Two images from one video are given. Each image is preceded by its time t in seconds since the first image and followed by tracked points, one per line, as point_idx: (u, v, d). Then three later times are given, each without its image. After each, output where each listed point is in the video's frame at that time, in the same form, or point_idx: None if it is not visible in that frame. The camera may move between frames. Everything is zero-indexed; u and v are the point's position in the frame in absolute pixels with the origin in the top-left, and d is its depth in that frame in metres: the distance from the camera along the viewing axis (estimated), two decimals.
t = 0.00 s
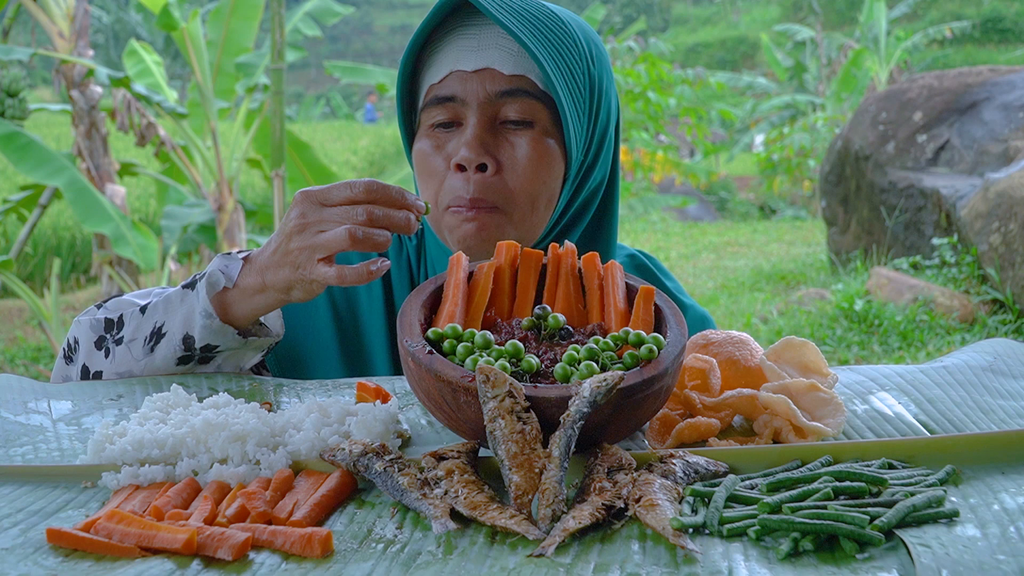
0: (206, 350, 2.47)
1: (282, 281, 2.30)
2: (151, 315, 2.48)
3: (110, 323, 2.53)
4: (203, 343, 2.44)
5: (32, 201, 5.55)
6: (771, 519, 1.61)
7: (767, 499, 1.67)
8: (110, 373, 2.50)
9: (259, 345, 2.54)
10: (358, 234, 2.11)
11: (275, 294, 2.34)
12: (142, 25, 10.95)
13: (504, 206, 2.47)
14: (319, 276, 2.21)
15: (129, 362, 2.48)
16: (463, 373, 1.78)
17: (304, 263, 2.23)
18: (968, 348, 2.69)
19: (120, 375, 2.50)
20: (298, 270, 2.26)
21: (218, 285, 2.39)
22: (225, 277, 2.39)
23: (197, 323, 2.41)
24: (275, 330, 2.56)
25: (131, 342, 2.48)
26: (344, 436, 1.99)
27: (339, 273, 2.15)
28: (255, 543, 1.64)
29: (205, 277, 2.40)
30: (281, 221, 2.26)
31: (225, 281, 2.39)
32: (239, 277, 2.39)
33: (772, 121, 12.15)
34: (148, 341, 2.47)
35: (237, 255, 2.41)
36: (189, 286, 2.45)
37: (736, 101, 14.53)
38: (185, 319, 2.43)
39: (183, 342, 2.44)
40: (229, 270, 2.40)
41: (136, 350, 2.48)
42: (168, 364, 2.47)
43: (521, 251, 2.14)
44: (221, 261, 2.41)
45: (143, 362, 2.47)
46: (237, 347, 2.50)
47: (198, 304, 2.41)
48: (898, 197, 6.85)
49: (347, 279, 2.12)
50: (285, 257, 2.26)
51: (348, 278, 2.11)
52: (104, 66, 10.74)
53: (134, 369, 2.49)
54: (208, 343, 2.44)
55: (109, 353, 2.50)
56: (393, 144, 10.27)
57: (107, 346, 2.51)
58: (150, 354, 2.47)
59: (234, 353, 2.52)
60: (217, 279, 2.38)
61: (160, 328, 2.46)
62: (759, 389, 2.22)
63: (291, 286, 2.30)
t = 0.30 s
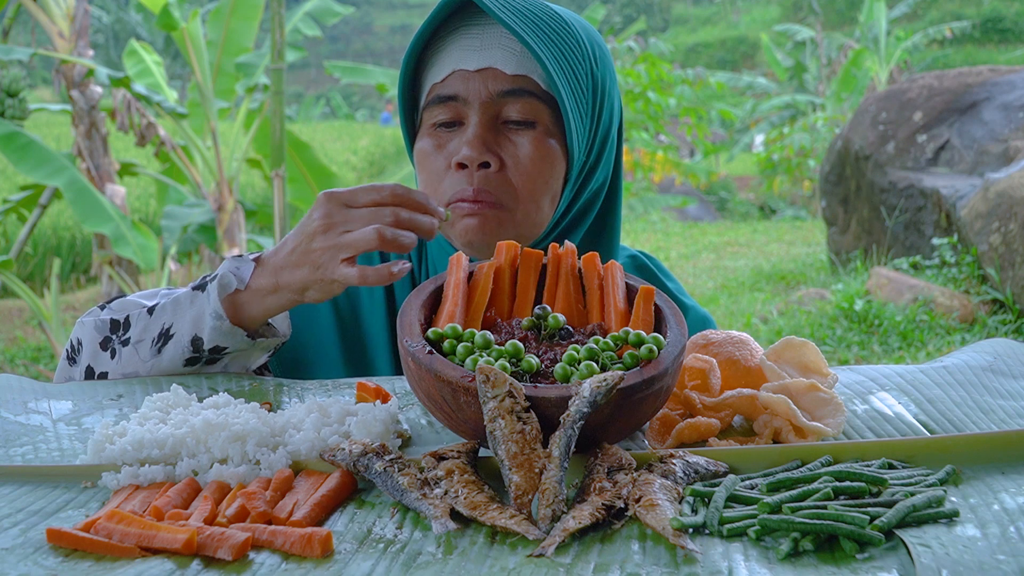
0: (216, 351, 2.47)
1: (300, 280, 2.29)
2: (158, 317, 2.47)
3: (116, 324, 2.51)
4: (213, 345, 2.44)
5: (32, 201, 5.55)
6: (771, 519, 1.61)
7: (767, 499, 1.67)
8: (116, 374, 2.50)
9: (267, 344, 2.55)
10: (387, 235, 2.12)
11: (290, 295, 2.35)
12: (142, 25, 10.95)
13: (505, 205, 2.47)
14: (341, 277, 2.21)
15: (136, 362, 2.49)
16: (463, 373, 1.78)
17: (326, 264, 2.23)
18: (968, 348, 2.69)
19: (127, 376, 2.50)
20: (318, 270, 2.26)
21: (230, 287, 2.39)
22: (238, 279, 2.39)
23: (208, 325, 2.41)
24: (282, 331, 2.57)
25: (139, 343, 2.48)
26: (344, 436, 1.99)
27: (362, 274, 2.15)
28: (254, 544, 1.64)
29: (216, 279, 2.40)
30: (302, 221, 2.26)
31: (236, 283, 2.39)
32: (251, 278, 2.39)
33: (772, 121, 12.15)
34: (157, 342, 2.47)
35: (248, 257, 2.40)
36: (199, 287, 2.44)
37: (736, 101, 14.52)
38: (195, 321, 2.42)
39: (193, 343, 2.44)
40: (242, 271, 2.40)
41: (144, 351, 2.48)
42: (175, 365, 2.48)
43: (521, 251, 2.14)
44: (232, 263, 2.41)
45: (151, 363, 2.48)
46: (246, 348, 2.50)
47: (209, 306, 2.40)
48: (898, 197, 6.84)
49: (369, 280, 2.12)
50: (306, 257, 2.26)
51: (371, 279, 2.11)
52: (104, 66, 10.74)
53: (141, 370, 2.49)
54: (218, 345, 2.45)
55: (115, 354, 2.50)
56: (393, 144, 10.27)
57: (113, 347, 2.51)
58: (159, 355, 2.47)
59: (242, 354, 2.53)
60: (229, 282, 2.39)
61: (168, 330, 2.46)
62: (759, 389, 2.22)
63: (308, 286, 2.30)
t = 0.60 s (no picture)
0: (235, 336, 2.46)
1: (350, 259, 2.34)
2: (178, 303, 2.47)
3: (132, 311, 2.52)
4: (236, 330, 2.43)
5: (32, 201, 5.55)
6: (771, 519, 1.61)
7: (766, 499, 1.67)
8: (130, 361, 2.51)
9: (285, 332, 2.53)
10: (450, 209, 2.21)
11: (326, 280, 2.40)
12: (142, 25, 10.95)
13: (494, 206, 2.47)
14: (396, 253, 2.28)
15: (153, 349, 2.48)
16: (463, 373, 1.78)
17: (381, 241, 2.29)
18: (968, 348, 2.69)
19: (141, 362, 2.50)
20: (369, 249, 2.32)
21: (261, 273, 2.40)
22: (270, 267, 2.41)
23: (235, 309, 2.40)
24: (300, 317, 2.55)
25: (155, 330, 2.48)
26: (344, 436, 1.99)
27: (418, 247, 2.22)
28: (254, 544, 1.64)
29: (244, 265, 2.41)
30: (353, 202, 2.33)
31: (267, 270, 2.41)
32: (281, 265, 2.41)
33: (772, 121, 12.15)
34: (175, 328, 2.47)
35: (276, 244, 2.43)
36: (223, 273, 2.45)
37: (736, 101, 14.52)
38: (218, 306, 2.42)
39: (214, 329, 2.44)
40: (270, 258, 2.41)
41: (161, 338, 2.48)
42: (192, 351, 2.47)
43: (522, 251, 2.14)
44: (259, 250, 2.42)
45: (167, 349, 2.48)
46: (267, 333, 2.50)
47: (236, 291, 2.40)
48: (899, 197, 6.85)
49: (425, 253, 2.19)
50: (358, 236, 2.32)
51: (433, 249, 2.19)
52: (104, 66, 10.75)
53: (157, 356, 2.49)
54: (241, 330, 2.44)
55: (129, 341, 2.50)
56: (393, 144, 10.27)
57: (127, 334, 2.51)
58: (176, 340, 2.47)
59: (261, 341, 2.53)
60: (260, 268, 2.40)
61: (188, 316, 2.46)
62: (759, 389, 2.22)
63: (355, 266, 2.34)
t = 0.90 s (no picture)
0: (229, 337, 2.46)
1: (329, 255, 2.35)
2: (173, 302, 2.48)
3: (129, 309, 2.52)
4: (229, 330, 2.43)
5: (32, 201, 5.55)
6: (771, 519, 1.61)
7: (767, 499, 1.67)
8: (125, 359, 2.50)
9: (282, 334, 2.52)
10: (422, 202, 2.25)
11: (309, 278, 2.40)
12: (142, 25, 10.95)
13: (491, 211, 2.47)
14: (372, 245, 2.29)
15: (148, 348, 2.48)
16: (463, 373, 1.78)
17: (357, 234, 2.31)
18: (968, 348, 2.69)
19: (136, 360, 2.49)
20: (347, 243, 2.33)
21: (251, 271, 2.41)
22: (260, 264, 2.42)
23: (228, 309, 2.40)
24: (298, 320, 2.55)
25: (150, 328, 2.48)
26: (344, 436, 1.99)
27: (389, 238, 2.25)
28: (254, 544, 1.64)
29: (237, 264, 2.42)
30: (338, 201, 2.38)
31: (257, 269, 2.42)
32: (272, 264, 2.42)
33: (772, 121, 12.16)
34: (170, 327, 2.47)
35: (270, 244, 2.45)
36: (217, 273, 2.47)
37: (736, 101, 14.52)
38: (212, 305, 2.43)
39: (208, 328, 2.44)
40: (261, 256, 2.43)
41: (156, 336, 2.47)
42: (186, 350, 2.47)
43: (521, 251, 2.14)
44: (253, 248, 2.45)
45: (162, 347, 2.47)
46: (262, 334, 2.49)
47: (230, 289, 2.41)
48: (899, 197, 6.85)
49: (392, 243, 2.23)
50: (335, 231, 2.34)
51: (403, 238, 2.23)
52: (104, 66, 10.74)
53: (152, 354, 2.48)
54: (234, 330, 2.43)
55: (125, 340, 2.50)
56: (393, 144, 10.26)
57: (124, 332, 2.51)
58: (171, 339, 2.47)
59: (258, 343, 2.52)
60: (251, 266, 2.41)
61: (182, 315, 2.46)
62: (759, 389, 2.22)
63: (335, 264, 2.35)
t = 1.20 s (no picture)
0: (152, 332, 2.43)
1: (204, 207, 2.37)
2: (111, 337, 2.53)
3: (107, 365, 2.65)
4: (141, 325, 2.41)
5: (32, 201, 5.55)
6: (771, 518, 1.61)
7: (768, 499, 1.67)
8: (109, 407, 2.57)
9: (201, 313, 2.46)
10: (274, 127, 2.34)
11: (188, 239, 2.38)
12: (142, 25, 10.95)
13: (534, 217, 2.49)
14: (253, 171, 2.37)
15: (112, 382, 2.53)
16: (463, 373, 1.78)
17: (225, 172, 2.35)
18: (968, 348, 2.69)
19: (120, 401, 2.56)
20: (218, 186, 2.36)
21: (130, 269, 2.42)
22: (134, 262, 2.43)
23: (124, 308, 2.41)
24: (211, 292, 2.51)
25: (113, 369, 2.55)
26: (344, 436, 1.99)
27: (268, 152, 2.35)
28: (254, 544, 1.64)
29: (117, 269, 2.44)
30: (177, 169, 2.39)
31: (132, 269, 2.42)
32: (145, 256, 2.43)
33: (772, 121, 12.16)
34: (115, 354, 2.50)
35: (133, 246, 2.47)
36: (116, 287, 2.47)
37: (736, 101, 14.52)
38: (123, 312, 2.43)
39: (129, 334, 2.43)
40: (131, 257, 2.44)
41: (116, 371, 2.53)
42: (134, 367, 2.47)
43: (520, 251, 2.14)
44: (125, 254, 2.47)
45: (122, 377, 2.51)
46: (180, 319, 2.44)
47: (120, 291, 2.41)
48: (898, 197, 6.85)
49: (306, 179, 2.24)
50: (194, 188, 2.37)
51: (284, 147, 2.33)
52: (105, 66, 10.74)
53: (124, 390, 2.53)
54: (144, 322, 2.41)
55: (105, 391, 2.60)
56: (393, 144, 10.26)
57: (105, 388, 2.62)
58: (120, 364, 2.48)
59: (186, 330, 2.47)
60: (127, 264, 2.42)
61: (116, 337, 2.49)
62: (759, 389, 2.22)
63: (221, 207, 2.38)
